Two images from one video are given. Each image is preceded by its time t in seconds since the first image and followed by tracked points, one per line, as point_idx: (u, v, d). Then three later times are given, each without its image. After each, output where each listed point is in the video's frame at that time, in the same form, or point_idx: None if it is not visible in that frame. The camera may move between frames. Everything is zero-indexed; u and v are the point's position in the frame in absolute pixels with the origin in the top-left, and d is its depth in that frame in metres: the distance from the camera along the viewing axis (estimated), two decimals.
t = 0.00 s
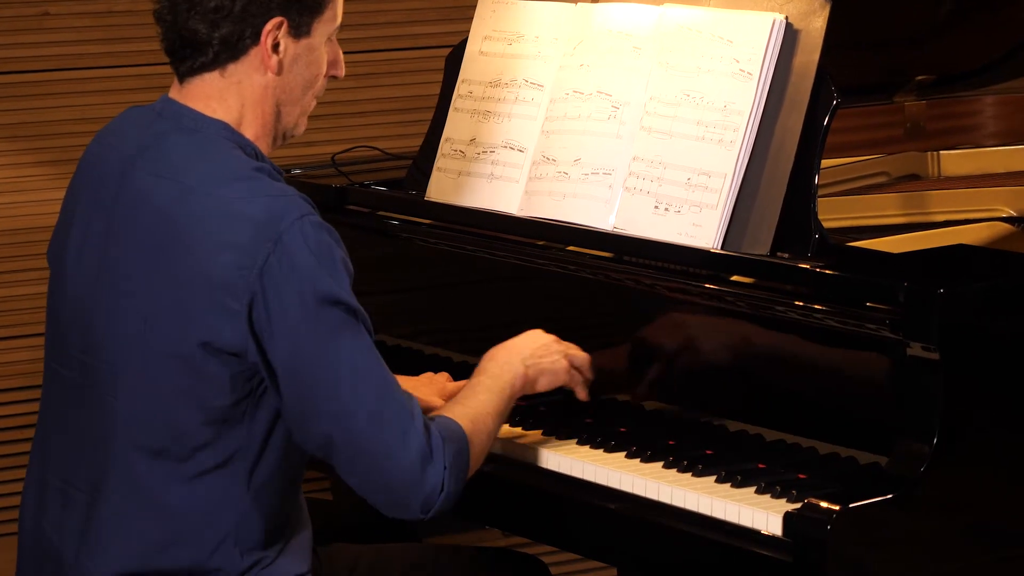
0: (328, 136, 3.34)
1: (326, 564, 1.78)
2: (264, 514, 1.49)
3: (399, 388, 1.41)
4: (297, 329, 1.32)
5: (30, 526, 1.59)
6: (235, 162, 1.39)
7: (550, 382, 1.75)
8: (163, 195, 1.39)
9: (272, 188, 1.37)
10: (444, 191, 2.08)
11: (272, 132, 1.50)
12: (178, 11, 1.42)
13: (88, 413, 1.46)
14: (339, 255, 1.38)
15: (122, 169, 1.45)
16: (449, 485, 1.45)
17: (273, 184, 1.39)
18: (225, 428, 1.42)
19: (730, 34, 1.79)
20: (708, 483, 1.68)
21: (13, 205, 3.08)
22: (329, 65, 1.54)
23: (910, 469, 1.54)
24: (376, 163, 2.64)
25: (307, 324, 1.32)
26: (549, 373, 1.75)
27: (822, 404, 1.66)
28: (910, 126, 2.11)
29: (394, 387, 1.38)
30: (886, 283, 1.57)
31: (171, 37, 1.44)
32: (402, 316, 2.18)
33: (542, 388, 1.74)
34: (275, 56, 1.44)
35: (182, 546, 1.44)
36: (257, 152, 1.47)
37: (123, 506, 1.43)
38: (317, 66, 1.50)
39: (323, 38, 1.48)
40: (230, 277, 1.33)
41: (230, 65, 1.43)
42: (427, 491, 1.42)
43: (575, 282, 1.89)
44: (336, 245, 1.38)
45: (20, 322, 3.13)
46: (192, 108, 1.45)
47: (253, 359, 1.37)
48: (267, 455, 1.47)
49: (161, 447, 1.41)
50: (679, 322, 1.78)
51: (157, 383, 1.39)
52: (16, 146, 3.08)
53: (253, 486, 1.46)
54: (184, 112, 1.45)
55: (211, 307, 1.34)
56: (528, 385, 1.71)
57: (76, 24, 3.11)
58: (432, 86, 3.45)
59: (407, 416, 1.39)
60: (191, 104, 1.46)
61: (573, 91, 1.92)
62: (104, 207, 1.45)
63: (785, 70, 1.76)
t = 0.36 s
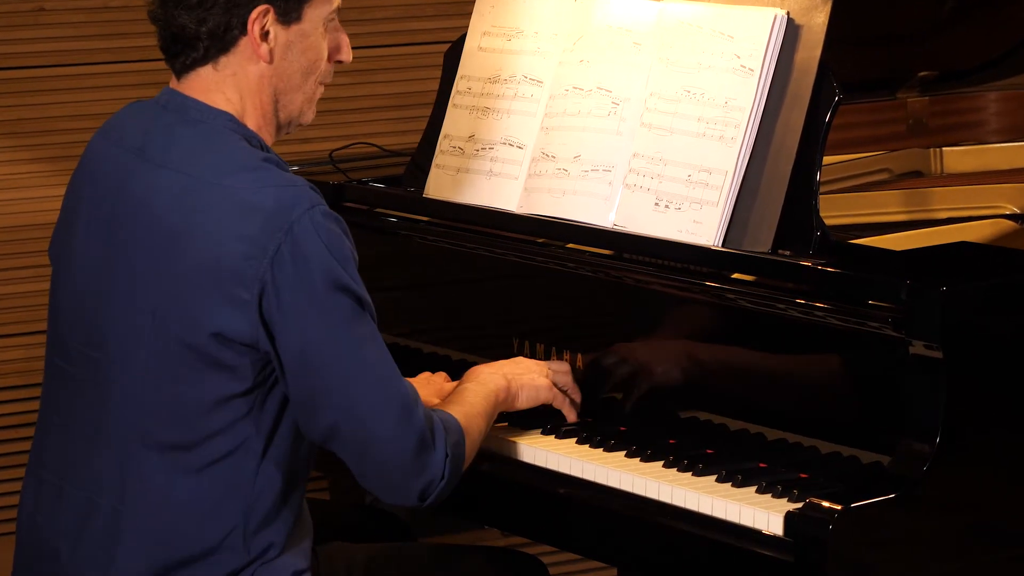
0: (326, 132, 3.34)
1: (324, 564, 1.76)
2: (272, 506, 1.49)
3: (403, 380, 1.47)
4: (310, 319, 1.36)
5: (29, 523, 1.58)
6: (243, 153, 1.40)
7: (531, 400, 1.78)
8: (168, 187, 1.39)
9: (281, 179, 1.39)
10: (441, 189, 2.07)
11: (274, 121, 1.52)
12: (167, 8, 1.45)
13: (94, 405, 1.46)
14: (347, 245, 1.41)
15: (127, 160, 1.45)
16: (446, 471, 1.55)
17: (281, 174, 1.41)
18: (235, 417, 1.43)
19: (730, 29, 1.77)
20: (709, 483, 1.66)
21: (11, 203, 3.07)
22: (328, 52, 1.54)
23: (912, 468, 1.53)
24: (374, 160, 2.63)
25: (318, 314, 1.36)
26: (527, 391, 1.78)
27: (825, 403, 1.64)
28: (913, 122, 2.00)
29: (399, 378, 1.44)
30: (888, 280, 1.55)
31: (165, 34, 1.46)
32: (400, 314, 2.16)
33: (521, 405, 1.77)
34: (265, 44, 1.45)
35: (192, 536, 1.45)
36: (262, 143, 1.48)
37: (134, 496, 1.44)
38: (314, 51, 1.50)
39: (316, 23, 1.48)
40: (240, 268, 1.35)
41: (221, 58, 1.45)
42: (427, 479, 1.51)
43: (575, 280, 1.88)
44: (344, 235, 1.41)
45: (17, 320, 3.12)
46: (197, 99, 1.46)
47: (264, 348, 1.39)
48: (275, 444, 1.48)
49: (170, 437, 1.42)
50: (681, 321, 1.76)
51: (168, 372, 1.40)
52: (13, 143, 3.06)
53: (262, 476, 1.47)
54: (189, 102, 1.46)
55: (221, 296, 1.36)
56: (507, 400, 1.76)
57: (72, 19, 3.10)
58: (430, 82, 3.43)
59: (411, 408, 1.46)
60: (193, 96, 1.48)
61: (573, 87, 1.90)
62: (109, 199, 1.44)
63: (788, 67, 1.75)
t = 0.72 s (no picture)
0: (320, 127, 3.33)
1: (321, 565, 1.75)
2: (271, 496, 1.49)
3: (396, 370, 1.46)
4: (305, 307, 1.36)
5: (27, 521, 1.58)
6: (237, 142, 1.41)
7: (528, 404, 1.77)
8: (164, 179, 1.39)
9: (274, 167, 1.39)
10: (439, 185, 2.05)
11: (269, 113, 1.52)
12: (161, 5, 1.44)
13: (91, 398, 1.46)
14: (340, 232, 1.41)
15: (122, 153, 1.45)
16: (442, 464, 1.53)
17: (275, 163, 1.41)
18: (232, 407, 1.44)
19: (730, 24, 1.76)
20: (710, 482, 1.65)
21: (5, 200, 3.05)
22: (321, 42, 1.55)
23: (916, 467, 1.51)
24: (371, 156, 2.61)
25: (312, 301, 1.36)
26: (526, 395, 1.77)
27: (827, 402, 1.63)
28: (913, 119, 1.98)
29: (392, 368, 1.44)
30: (890, 278, 1.53)
31: (159, 28, 1.45)
32: (397, 312, 2.14)
33: (518, 409, 1.77)
34: (260, 36, 1.45)
35: (193, 526, 1.46)
36: (256, 135, 1.48)
37: (133, 488, 1.45)
38: (308, 41, 1.50)
39: (311, 14, 1.48)
40: (235, 255, 1.35)
41: (217, 51, 1.44)
42: (422, 470, 1.50)
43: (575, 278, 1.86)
44: (337, 223, 1.42)
45: (11, 318, 3.10)
46: (189, 90, 1.46)
47: (261, 336, 1.39)
48: (273, 435, 1.48)
49: (168, 428, 1.43)
50: (681, 320, 1.75)
51: (164, 363, 1.40)
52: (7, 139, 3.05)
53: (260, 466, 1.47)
54: (182, 94, 1.46)
55: (217, 285, 1.36)
56: (506, 404, 1.75)
57: (65, 15, 3.08)
58: (427, 78, 3.42)
59: (405, 396, 1.45)
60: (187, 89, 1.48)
61: (573, 82, 1.89)
62: (104, 193, 1.44)
63: (789, 63, 1.73)
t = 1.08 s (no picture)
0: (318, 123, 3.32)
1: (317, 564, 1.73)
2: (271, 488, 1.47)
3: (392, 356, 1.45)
4: (299, 295, 1.35)
5: (23, 519, 1.57)
6: (228, 131, 1.39)
7: (529, 394, 1.75)
8: (158, 170, 1.38)
9: (268, 156, 1.38)
10: (437, 180, 2.02)
11: (259, 103, 1.51)
12: None
13: (84, 393, 1.45)
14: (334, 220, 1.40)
15: (116, 146, 1.44)
16: (439, 453, 1.53)
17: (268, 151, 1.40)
18: (229, 398, 1.42)
19: (729, 20, 1.74)
20: (710, 481, 1.63)
21: None
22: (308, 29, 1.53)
23: (917, 466, 1.50)
24: (369, 153, 2.60)
25: (306, 289, 1.35)
26: (527, 387, 1.75)
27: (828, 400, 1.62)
28: (915, 114, 1.96)
29: (389, 355, 1.42)
30: (891, 275, 1.52)
31: (139, 26, 1.45)
32: (394, 310, 2.13)
33: (519, 400, 1.75)
34: (236, 25, 1.43)
35: (193, 518, 1.44)
36: (248, 125, 1.47)
37: (131, 482, 1.43)
38: (291, 28, 1.47)
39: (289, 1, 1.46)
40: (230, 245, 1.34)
41: (195, 44, 1.44)
42: (418, 458, 1.50)
43: (574, 275, 1.85)
44: (330, 210, 1.40)
45: (6, 317, 3.08)
46: (173, 81, 1.45)
47: (257, 325, 1.38)
48: (270, 426, 1.47)
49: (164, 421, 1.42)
50: (681, 317, 1.73)
51: (160, 355, 1.39)
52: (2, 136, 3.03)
53: (260, 457, 1.46)
54: (172, 86, 1.45)
55: (213, 274, 1.35)
56: (507, 394, 1.73)
57: (61, 11, 3.07)
58: (426, 74, 3.41)
59: (400, 383, 1.44)
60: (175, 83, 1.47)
61: (572, 79, 1.87)
62: (99, 185, 1.43)
63: (789, 60, 1.72)
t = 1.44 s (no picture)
0: (316, 121, 3.30)
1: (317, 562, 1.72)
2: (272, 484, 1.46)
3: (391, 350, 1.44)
4: (299, 288, 1.34)
5: (19, 519, 1.55)
6: (227, 125, 1.39)
7: (529, 389, 1.75)
8: (155, 164, 1.37)
9: (267, 149, 1.37)
10: (437, 178, 2.01)
11: (260, 98, 1.49)
12: None
13: (82, 390, 1.43)
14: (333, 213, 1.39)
15: (113, 142, 1.42)
16: (437, 449, 1.52)
17: (266, 145, 1.39)
18: (230, 393, 1.41)
19: (731, 15, 1.73)
20: (712, 480, 1.62)
21: None
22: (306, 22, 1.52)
23: (921, 465, 1.49)
24: (368, 150, 2.59)
25: (306, 282, 1.34)
26: (527, 380, 1.74)
27: (831, 398, 1.61)
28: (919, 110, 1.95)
29: (389, 348, 1.42)
30: (894, 272, 1.51)
31: (138, 23, 1.43)
32: (393, 308, 2.12)
33: (519, 393, 1.74)
34: (240, 21, 1.42)
35: (193, 515, 1.43)
36: (249, 119, 1.46)
37: (131, 480, 1.42)
38: (291, 22, 1.47)
39: None
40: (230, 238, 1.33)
41: (197, 41, 1.42)
42: (417, 453, 1.49)
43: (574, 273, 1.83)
44: (330, 203, 1.40)
45: (3, 314, 3.07)
46: (172, 77, 1.44)
47: (257, 319, 1.37)
48: (270, 422, 1.46)
49: (164, 417, 1.41)
50: (681, 314, 1.72)
51: (159, 350, 1.38)
52: None
53: (260, 452, 1.44)
54: (169, 83, 1.44)
55: (212, 269, 1.34)
56: (507, 387, 1.72)
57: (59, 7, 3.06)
58: (426, 71, 3.39)
59: (400, 378, 1.44)
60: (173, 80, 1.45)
61: (573, 74, 1.86)
62: (96, 182, 1.42)
63: (791, 55, 1.71)
